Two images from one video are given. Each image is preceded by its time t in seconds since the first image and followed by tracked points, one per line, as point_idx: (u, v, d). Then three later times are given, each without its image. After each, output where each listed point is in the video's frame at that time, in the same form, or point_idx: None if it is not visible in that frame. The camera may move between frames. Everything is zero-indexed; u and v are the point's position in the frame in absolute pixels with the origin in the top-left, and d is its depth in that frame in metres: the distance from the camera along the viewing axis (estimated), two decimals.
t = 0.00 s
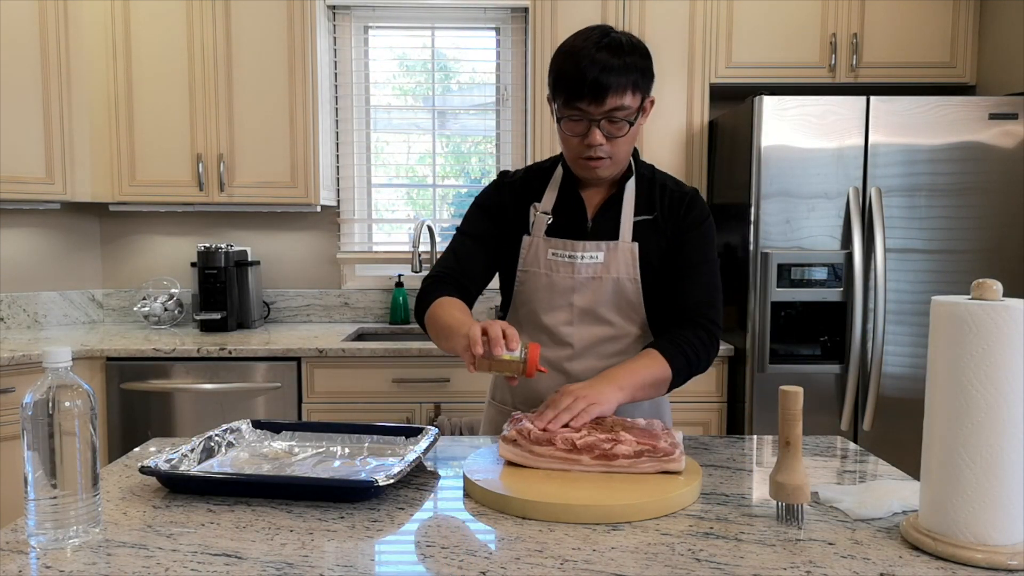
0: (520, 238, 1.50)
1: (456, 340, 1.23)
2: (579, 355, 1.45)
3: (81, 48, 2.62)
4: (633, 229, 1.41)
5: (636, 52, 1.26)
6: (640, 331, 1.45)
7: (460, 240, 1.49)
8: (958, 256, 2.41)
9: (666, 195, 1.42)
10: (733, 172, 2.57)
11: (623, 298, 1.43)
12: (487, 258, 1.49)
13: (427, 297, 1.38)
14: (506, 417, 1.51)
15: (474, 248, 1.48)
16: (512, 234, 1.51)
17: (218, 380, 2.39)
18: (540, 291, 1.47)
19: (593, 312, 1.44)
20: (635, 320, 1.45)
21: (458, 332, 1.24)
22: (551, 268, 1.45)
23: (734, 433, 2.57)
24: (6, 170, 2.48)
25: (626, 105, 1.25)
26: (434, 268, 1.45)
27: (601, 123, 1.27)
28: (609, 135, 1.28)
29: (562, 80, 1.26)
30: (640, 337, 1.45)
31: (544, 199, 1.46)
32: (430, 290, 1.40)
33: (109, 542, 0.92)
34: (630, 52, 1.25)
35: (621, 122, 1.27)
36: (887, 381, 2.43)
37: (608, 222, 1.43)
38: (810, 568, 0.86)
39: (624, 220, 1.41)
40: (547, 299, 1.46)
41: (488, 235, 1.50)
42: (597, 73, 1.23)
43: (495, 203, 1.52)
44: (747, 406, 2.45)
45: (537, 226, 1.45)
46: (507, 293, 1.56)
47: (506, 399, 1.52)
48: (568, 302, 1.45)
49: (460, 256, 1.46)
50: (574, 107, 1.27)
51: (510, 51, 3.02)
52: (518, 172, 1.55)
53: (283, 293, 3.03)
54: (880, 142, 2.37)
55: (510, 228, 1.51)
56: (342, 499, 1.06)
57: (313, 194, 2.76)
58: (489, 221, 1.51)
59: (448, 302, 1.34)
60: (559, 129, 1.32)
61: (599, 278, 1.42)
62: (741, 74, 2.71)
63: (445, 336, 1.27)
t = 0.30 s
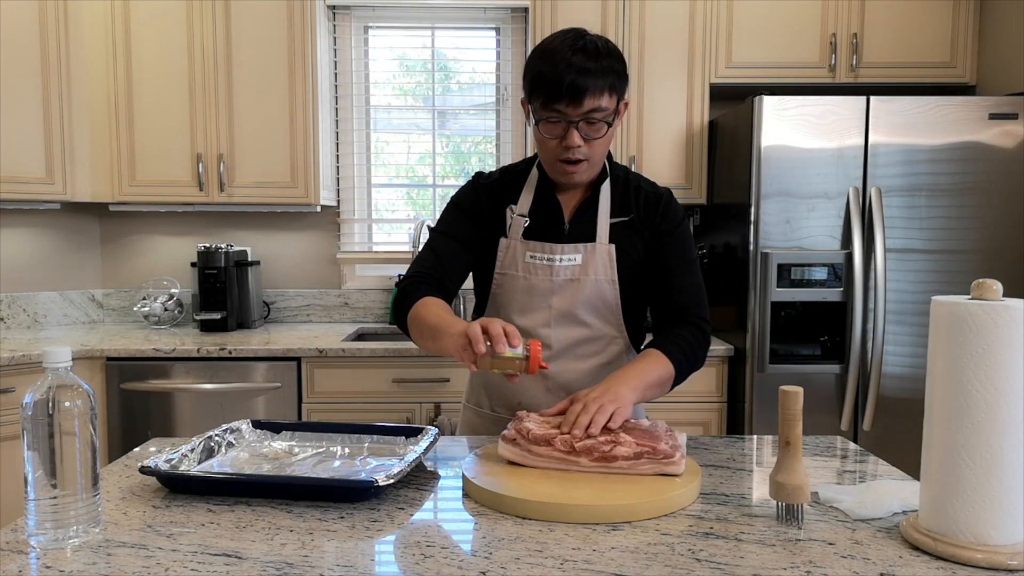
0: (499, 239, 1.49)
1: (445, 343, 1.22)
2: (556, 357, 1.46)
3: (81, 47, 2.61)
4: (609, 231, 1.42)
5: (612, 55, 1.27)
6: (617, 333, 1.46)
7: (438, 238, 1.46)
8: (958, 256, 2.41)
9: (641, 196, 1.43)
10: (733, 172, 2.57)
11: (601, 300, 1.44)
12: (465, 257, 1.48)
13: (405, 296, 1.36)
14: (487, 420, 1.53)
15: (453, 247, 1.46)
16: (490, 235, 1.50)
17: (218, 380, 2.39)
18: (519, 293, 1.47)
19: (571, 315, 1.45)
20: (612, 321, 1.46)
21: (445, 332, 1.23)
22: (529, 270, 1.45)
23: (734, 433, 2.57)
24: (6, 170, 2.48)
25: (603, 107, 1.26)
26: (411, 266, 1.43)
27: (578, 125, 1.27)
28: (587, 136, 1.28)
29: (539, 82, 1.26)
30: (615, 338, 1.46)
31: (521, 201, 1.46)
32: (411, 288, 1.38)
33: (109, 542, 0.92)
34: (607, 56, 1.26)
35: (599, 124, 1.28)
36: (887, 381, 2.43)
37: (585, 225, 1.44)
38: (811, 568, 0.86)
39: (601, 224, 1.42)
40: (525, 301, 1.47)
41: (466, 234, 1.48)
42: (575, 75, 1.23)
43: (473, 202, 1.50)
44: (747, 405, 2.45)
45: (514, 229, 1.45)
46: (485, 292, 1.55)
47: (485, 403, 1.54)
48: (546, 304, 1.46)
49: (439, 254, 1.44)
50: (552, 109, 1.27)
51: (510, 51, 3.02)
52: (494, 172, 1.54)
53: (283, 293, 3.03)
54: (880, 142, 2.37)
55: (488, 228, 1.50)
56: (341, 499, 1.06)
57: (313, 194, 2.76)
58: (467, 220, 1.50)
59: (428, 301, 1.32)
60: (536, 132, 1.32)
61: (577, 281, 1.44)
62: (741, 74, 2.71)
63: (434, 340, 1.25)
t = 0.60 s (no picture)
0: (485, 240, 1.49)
1: (437, 338, 1.21)
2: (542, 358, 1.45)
3: (81, 47, 2.61)
4: (597, 232, 1.43)
5: (603, 57, 1.27)
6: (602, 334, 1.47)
7: (425, 236, 1.45)
8: (958, 256, 2.41)
9: (628, 199, 1.45)
10: (733, 171, 2.57)
11: (588, 301, 1.45)
12: (451, 257, 1.47)
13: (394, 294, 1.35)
14: (471, 421, 1.53)
15: (441, 246, 1.45)
16: (476, 235, 1.50)
17: (218, 380, 2.39)
18: (506, 293, 1.47)
19: (559, 315, 1.45)
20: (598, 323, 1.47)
21: (436, 328, 1.23)
22: (517, 270, 1.45)
23: (734, 433, 2.57)
24: (6, 169, 2.48)
25: (595, 108, 1.26)
26: (397, 263, 1.42)
27: (571, 126, 1.28)
28: (579, 137, 1.29)
29: (531, 83, 1.26)
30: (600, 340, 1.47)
31: (509, 200, 1.46)
32: (400, 285, 1.36)
33: (108, 542, 0.92)
34: (599, 58, 1.26)
35: (591, 124, 1.28)
36: (887, 381, 2.43)
37: (572, 225, 1.44)
38: (811, 568, 0.86)
39: (588, 224, 1.43)
40: (512, 302, 1.47)
41: (453, 233, 1.48)
42: (568, 77, 1.23)
43: (459, 202, 1.50)
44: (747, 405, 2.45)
45: (502, 229, 1.45)
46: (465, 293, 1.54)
47: (469, 404, 1.53)
48: (534, 305, 1.46)
49: (426, 253, 1.43)
50: (544, 109, 1.27)
51: (510, 51, 3.02)
52: (479, 172, 1.54)
53: (283, 292, 3.03)
54: (880, 142, 2.37)
55: (474, 229, 1.50)
56: (341, 499, 1.06)
57: (313, 194, 2.76)
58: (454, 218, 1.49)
59: (418, 297, 1.32)
60: (527, 132, 1.32)
61: (565, 282, 1.44)
62: (741, 74, 2.71)
63: (423, 335, 1.25)
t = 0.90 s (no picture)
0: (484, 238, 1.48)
1: (437, 339, 1.21)
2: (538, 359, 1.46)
3: (81, 46, 2.61)
4: (592, 233, 1.44)
5: (602, 57, 1.28)
6: (598, 334, 1.48)
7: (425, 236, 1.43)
8: (958, 256, 2.41)
9: (622, 200, 1.46)
10: (734, 171, 2.57)
11: (585, 300, 1.46)
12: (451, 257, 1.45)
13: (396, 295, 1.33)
14: (467, 422, 1.52)
15: (442, 245, 1.43)
16: (474, 234, 1.49)
17: (218, 380, 2.39)
18: (503, 293, 1.47)
19: (556, 315, 1.46)
20: (594, 323, 1.48)
21: (435, 331, 1.22)
22: (514, 270, 1.45)
23: (735, 433, 2.57)
24: (5, 169, 2.48)
25: (593, 108, 1.27)
26: (397, 264, 1.40)
27: (570, 125, 1.28)
28: (577, 136, 1.29)
29: (530, 83, 1.26)
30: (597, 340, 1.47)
31: (506, 200, 1.46)
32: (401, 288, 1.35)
33: (109, 542, 0.92)
34: (597, 59, 1.26)
35: (589, 124, 1.28)
36: (887, 381, 2.43)
37: (569, 226, 1.45)
38: (811, 568, 0.86)
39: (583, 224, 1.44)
40: (509, 303, 1.47)
41: (454, 233, 1.46)
42: (567, 78, 1.24)
43: (456, 202, 1.49)
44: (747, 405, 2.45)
45: (499, 229, 1.45)
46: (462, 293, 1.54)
47: (466, 405, 1.53)
48: (531, 304, 1.46)
49: (427, 252, 1.41)
50: (543, 109, 1.27)
51: (510, 51, 3.02)
52: (474, 172, 1.53)
53: (283, 293, 3.03)
54: (880, 142, 2.37)
55: (472, 228, 1.49)
56: (342, 499, 1.06)
57: (313, 194, 2.76)
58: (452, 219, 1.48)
59: (419, 302, 1.31)
60: (526, 131, 1.32)
61: (562, 281, 1.44)
62: (741, 74, 2.71)
63: (423, 337, 1.25)
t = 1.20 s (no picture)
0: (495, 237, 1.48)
1: (442, 339, 1.21)
2: (551, 355, 1.47)
3: (81, 46, 2.61)
4: (603, 231, 1.44)
5: (611, 56, 1.27)
6: (611, 331, 1.48)
7: (434, 235, 1.43)
8: (958, 256, 2.41)
9: (630, 197, 1.46)
10: (733, 171, 2.57)
11: (597, 298, 1.46)
12: (462, 256, 1.45)
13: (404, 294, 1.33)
14: (479, 420, 1.53)
15: (452, 243, 1.43)
16: (485, 234, 1.49)
17: (218, 380, 2.39)
18: (514, 291, 1.48)
19: (567, 312, 1.47)
20: (607, 320, 1.48)
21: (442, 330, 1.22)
22: (526, 269, 1.46)
23: (735, 433, 2.57)
24: (5, 169, 2.48)
25: (603, 107, 1.26)
26: (407, 263, 1.40)
27: (578, 124, 1.28)
28: (587, 136, 1.29)
29: (539, 82, 1.26)
30: (609, 336, 1.48)
31: (518, 200, 1.45)
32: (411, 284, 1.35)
33: (109, 542, 0.92)
34: (606, 57, 1.26)
35: (598, 123, 1.28)
36: (887, 381, 2.43)
37: (580, 224, 1.45)
38: (811, 568, 0.86)
39: (595, 222, 1.43)
40: (521, 300, 1.48)
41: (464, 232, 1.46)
42: (576, 76, 1.24)
43: (467, 200, 1.49)
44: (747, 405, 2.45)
45: (511, 228, 1.45)
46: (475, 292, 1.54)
47: (478, 403, 1.54)
48: (543, 303, 1.47)
49: (436, 250, 1.41)
50: (551, 108, 1.27)
51: (510, 51, 3.02)
52: (486, 171, 1.53)
53: (283, 293, 3.03)
54: (880, 142, 2.37)
55: (483, 227, 1.49)
56: (342, 499, 1.06)
57: (313, 194, 2.76)
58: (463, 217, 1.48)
59: (427, 300, 1.31)
60: (535, 130, 1.32)
61: (573, 279, 1.45)
62: (741, 74, 2.71)
63: (430, 336, 1.25)
